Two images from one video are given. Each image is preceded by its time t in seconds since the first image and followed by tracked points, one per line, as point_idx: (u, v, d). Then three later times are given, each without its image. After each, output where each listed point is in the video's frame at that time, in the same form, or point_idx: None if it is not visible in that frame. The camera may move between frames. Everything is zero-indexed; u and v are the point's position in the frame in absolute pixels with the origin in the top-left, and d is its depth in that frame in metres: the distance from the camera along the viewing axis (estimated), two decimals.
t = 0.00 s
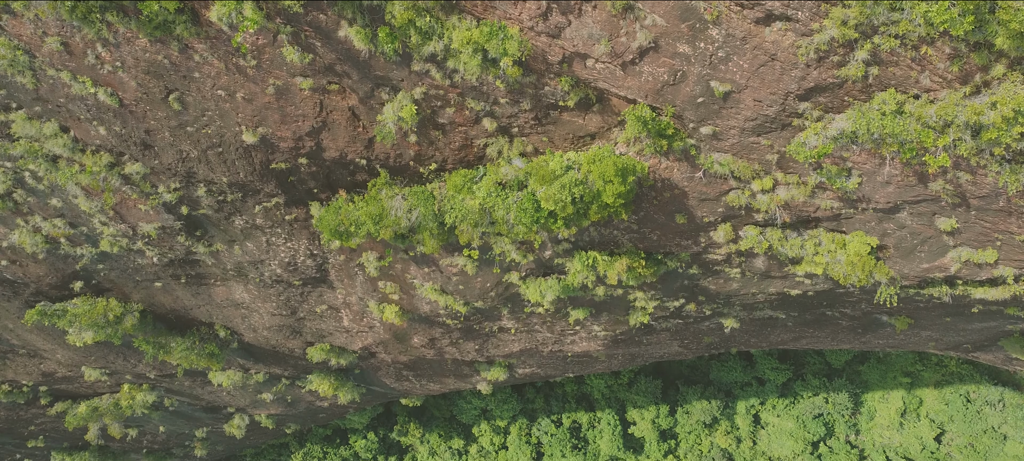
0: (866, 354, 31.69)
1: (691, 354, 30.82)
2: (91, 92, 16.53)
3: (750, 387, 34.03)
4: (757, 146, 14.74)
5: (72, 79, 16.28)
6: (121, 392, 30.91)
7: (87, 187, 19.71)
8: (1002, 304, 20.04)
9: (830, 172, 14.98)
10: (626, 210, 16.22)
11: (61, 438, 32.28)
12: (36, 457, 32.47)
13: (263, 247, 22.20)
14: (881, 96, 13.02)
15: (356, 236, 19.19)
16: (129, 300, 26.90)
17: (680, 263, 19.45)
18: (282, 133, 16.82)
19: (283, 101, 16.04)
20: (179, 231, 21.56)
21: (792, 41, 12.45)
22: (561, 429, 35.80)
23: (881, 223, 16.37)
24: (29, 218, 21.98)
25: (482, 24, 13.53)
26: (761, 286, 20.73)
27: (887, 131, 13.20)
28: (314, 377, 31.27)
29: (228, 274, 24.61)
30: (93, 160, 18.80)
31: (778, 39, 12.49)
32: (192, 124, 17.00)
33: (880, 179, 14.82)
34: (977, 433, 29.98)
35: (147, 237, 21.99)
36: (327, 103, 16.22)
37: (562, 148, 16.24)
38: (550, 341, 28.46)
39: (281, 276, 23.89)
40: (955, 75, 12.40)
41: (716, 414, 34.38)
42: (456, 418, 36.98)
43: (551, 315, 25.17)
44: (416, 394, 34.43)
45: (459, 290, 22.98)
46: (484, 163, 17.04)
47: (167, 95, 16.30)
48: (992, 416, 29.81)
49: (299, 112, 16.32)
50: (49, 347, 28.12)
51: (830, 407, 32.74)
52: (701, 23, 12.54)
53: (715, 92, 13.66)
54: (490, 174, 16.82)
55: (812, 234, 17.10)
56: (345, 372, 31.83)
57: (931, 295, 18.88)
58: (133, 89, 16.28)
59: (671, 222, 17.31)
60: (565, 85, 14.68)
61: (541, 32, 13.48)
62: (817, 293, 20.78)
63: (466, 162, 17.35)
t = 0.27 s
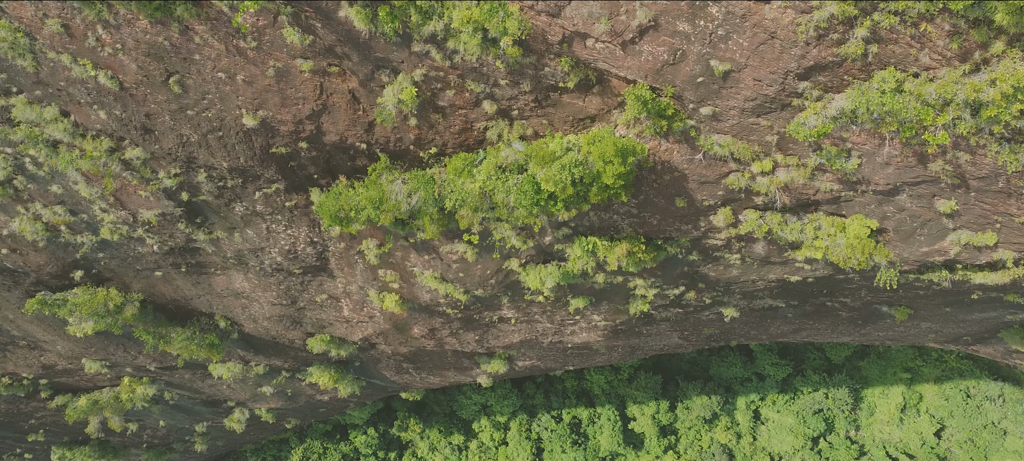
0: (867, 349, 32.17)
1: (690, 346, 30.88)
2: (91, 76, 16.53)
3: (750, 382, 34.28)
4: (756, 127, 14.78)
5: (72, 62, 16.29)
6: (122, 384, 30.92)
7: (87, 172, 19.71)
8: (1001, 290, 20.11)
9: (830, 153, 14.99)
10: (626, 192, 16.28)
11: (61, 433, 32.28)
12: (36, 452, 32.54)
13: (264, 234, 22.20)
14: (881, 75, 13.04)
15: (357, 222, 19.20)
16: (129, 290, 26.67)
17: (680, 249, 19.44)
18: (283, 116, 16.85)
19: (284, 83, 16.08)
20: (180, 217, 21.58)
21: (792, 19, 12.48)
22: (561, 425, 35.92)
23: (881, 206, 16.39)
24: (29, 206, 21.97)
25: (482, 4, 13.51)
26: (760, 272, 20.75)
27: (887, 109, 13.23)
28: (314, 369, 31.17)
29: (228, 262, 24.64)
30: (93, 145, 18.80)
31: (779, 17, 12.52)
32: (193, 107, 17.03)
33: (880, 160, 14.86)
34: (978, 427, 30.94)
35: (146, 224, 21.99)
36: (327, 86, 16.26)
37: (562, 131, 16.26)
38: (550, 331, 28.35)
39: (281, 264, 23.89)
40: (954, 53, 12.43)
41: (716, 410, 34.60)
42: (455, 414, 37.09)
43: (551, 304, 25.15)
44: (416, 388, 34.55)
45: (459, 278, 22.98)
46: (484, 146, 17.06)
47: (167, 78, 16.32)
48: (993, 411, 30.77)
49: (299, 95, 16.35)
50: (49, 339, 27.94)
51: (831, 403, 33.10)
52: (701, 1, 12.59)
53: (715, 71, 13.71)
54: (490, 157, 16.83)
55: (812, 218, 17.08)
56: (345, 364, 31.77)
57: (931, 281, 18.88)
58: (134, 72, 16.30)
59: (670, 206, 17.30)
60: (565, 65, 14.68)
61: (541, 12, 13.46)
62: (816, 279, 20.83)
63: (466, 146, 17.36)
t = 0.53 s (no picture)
0: (866, 344, 32.48)
1: (690, 339, 30.90)
2: (91, 59, 16.55)
3: (750, 378, 34.45)
4: (756, 108, 14.82)
5: (73, 44, 16.34)
6: (122, 377, 30.96)
7: (87, 158, 19.71)
8: (1000, 276, 20.16)
9: (829, 133, 15.01)
10: (626, 175, 16.33)
11: (61, 427, 32.23)
12: (36, 446, 32.39)
13: (264, 221, 22.20)
14: (880, 53, 13.07)
15: (357, 208, 19.22)
16: (129, 280, 26.58)
17: (680, 234, 19.47)
18: (283, 99, 16.88)
19: (284, 66, 16.11)
20: (180, 204, 21.61)
21: None
22: (561, 420, 35.95)
23: (880, 189, 16.43)
24: (30, 193, 21.98)
25: None
26: (760, 259, 20.77)
27: (887, 87, 13.27)
28: (314, 361, 31.13)
29: (228, 250, 24.66)
30: (93, 129, 18.79)
31: None
32: (193, 91, 17.05)
33: (879, 140, 14.91)
34: (977, 423, 31.16)
35: (146, 210, 21.98)
36: (327, 69, 16.29)
37: (563, 113, 16.26)
38: (550, 322, 28.32)
39: (281, 253, 23.90)
40: (954, 30, 12.47)
41: (716, 406, 34.72)
42: (455, 410, 37.15)
43: (551, 293, 25.15)
44: (416, 381, 34.62)
45: (459, 266, 22.99)
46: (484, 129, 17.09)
47: (167, 61, 16.37)
48: (992, 407, 31.01)
49: (299, 78, 16.39)
50: (49, 330, 27.85)
51: (831, 398, 33.26)
52: None
53: (715, 51, 13.77)
54: (490, 139, 16.83)
55: (812, 202, 17.10)
56: (345, 357, 31.76)
57: (930, 266, 18.88)
58: (134, 54, 16.34)
59: (670, 189, 17.32)
60: (565, 46, 14.72)
61: None
62: (815, 266, 20.89)
63: (466, 130, 17.36)
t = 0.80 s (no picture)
0: (866, 339, 32.58)
1: (690, 331, 30.93)
2: (92, 42, 16.61)
3: (750, 373, 34.55)
4: (756, 89, 14.85)
5: (74, 27, 16.38)
6: (122, 371, 30.95)
7: (87, 143, 19.73)
8: (1000, 261, 20.24)
9: (829, 115, 15.05)
10: (626, 156, 16.39)
11: (61, 421, 32.48)
12: (36, 442, 32.70)
13: (264, 209, 22.23)
14: (880, 31, 13.10)
15: (357, 193, 19.23)
16: (130, 269, 26.46)
17: (680, 220, 19.51)
18: (284, 82, 16.94)
19: (285, 48, 16.17)
20: (181, 190, 21.68)
21: None
22: (561, 416, 36.05)
23: (880, 172, 16.45)
24: (30, 182, 21.85)
25: None
26: (760, 245, 20.80)
27: (887, 65, 13.28)
28: (314, 353, 31.13)
29: (228, 238, 24.68)
30: (94, 114, 18.80)
31: None
32: (193, 74, 17.11)
33: (879, 121, 14.95)
34: (977, 417, 31.18)
35: (146, 198, 22.03)
36: (327, 51, 16.34)
37: (563, 94, 16.30)
38: (550, 312, 28.26)
39: (281, 241, 23.91)
40: (953, 8, 12.52)
41: (716, 401, 34.80)
42: (456, 405, 37.26)
43: (551, 283, 25.15)
44: (416, 376, 34.66)
45: (459, 254, 23.01)
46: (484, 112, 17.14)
47: (167, 44, 16.41)
48: (992, 402, 30.99)
49: (300, 60, 16.45)
50: (50, 321, 27.80)
51: (831, 394, 33.36)
52: None
53: (714, 30, 13.86)
54: (490, 121, 16.86)
55: (812, 186, 17.12)
56: (345, 349, 31.77)
57: (931, 251, 18.88)
58: (135, 37, 16.38)
59: (670, 173, 17.34)
60: (565, 26, 14.85)
61: None
62: (814, 253, 20.93)
63: (466, 114, 17.38)
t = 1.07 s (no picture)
0: (867, 335, 32.61)
1: (690, 323, 30.89)
2: (92, 25, 16.67)
3: (750, 369, 34.61)
4: (756, 69, 14.95)
5: (75, 10, 16.45)
6: (121, 364, 30.86)
7: (88, 129, 19.75)
8: (998, 247, 20.35)
9: (829, 96, 15.16)
10: (626, 139, 16.41)
11: (61, 416, 32.46)
12: (36, 436, 32.72)
13: (264, 196, 22.24)
14: (880, 10, 13.15)
15: (358, 179, 19.28)
16: (130, 259, 26.34)
17: (680, 206, 19.55)
18: (284, 65, 16.98)
19: (285, 31, 16.20)
20: (181, 177, 21.70)
21: None
22: (561, 411, 36.08)
23: (880, 155, 16.47)
24: (31, 170, 21.63)
25: None
26: (760, 231, 20.83)
27: (886, 43, 13.38)
28: (314, 345, 31.11)
29: (228, 227, 24.67)
30: (94, 99, 18.80)
31: None
32: (194, 57, 17.14)
33: (878, 102, 15.02)
34: (977, 413, 31.45)
35: (146, 185, 22.02)
36: (327, 34, 16.35)
37: (563, 77, 16.30)
38: (550, 303, 28.08)
39: (282, 229, 23.90)
40: None
41: (716, 397, 34.85)
42: (456, 401, 37.27)
43: (551, 272, 25.12)
44: (416, 369, 34.67)
45: (459, 242, 23.02)
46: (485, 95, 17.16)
47: (168, 27, 16.45)
48: (992, 397, 31.23)
49: (300, 43, 16.47)
50: (50, 312, 27.53)
51: (831, 389, 33.48)
52: None
53: (714, 10, 13.96)
54: (491, 104, 16.89)
55: (812, 170, 17.14)
56: (345, 341, 31.76)
57: (930, 237, 18.89)
58: (135, 20, 16.42)
59: (670, 156, 17.38)
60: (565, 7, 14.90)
61: None
62: (814, 239, 20.97)
63: (467, 98, 17.39)
